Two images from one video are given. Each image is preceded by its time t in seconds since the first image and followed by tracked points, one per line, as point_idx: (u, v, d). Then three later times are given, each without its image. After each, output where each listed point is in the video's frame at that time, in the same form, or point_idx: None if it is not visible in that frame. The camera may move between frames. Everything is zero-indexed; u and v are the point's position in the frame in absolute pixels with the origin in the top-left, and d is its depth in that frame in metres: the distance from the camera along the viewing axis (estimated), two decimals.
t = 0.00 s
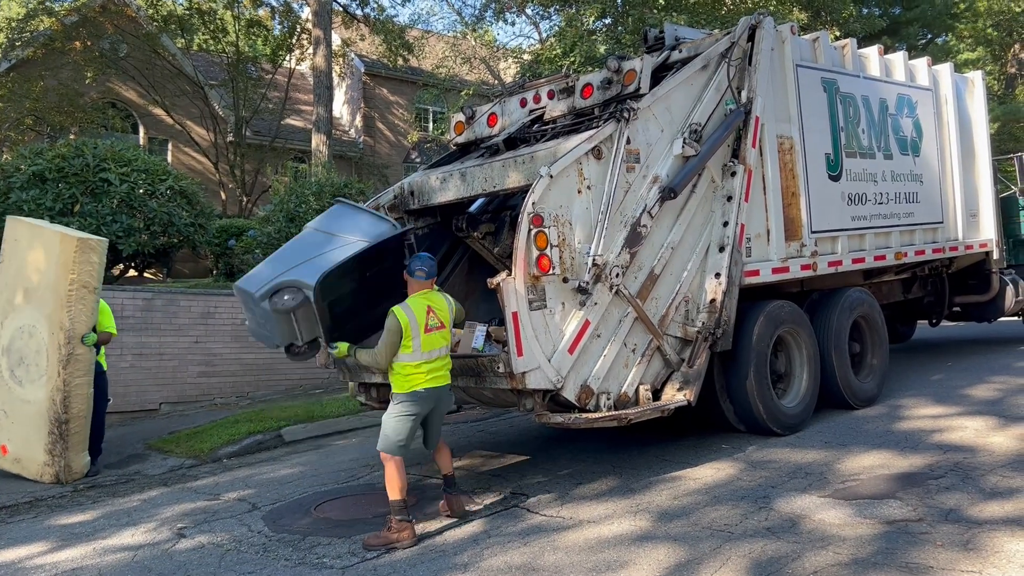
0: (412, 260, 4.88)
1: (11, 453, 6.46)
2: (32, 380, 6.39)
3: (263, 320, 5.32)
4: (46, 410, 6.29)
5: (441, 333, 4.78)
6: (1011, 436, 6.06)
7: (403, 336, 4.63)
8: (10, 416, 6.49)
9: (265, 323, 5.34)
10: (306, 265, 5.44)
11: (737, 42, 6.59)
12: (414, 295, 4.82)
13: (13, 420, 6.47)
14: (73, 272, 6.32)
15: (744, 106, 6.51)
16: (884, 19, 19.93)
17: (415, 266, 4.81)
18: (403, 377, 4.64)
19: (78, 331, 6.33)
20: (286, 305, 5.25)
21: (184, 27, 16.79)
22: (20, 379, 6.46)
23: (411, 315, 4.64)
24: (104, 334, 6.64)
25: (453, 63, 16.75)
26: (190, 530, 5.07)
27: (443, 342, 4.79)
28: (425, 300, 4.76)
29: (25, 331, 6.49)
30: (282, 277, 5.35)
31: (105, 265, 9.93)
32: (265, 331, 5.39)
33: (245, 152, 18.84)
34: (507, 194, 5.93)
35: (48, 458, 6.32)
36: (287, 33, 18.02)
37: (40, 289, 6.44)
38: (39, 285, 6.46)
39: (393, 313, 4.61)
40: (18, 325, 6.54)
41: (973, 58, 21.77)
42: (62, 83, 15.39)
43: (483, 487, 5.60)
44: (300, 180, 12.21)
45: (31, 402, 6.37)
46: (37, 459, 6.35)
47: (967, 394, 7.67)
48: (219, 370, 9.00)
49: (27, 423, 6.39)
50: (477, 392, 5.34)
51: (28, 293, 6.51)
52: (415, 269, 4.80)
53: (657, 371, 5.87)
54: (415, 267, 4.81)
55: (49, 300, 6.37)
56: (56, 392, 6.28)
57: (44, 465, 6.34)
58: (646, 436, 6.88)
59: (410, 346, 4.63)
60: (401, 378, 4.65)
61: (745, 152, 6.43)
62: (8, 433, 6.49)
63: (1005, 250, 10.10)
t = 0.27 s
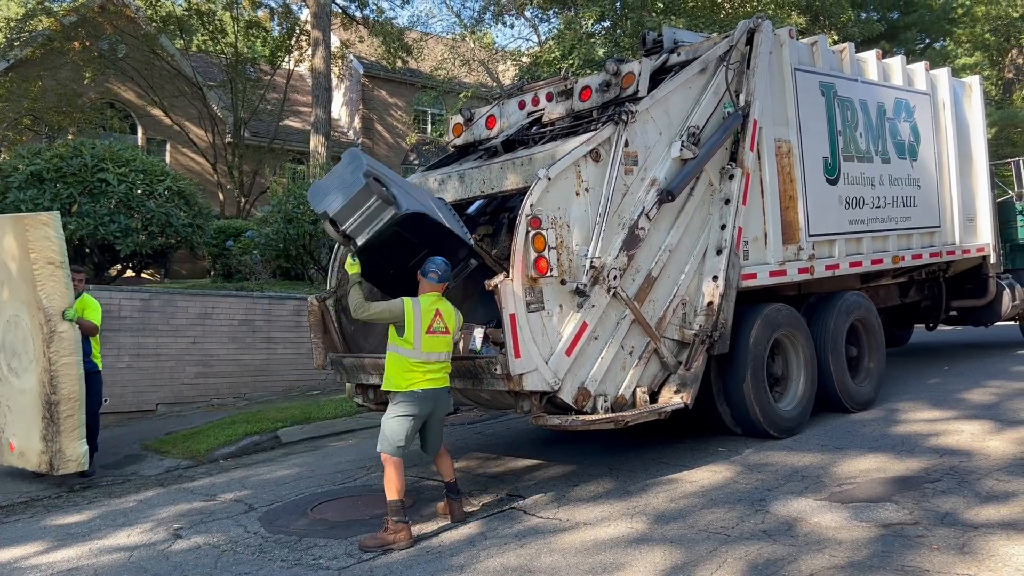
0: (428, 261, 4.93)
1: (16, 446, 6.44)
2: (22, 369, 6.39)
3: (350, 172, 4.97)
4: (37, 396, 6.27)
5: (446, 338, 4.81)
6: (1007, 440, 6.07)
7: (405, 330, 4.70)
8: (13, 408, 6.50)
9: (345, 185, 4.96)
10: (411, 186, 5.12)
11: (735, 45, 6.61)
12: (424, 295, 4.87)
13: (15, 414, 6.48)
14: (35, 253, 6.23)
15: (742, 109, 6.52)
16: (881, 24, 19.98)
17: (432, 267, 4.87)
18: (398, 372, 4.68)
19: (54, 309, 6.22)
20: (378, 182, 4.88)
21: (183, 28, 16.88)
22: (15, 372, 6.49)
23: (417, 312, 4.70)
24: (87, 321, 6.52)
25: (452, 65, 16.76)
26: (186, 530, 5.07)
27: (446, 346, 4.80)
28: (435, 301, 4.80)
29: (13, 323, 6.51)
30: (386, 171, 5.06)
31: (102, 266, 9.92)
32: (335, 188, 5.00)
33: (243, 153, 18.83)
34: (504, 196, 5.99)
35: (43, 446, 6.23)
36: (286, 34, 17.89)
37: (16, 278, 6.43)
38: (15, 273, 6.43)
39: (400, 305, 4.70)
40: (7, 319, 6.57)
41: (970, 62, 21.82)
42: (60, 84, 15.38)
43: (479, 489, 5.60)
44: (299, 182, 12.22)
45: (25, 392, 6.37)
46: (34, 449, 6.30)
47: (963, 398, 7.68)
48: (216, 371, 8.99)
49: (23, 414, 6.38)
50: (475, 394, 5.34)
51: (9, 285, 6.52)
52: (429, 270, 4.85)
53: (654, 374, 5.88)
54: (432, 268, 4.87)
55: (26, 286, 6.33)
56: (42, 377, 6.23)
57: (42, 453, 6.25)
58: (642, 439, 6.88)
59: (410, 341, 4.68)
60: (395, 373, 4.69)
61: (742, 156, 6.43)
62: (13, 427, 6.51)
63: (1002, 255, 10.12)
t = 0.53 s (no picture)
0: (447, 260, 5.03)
1: (49, 432, 5.39)
2: (35, 345, 5.46)
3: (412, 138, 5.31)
4: (59, 365, 5.30)
5: (457, 334, 4.86)
6: (1003, 446, 6.08)
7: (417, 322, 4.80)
8: (33, 397, 5.46)
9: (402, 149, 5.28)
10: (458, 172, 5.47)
11: (734, 51, 6.62)
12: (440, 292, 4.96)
13: (37, 404, 5.44)
14: (27, 223, 5.45)
15: (740, 114, 6.53)
16: (879, 30, 20.04)
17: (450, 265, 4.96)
18: (407, 363, 4.77)
19: (60, 271, 5.39)
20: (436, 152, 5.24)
21: (182, 29, 16.86)
22: (24, 356, 5.54)
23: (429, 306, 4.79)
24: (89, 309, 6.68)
25: (451, 69, 16.77)
26: (181, 533, 5.06)
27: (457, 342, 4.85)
28: (448, 298, 4.87)
29: (16, 307, 5.59)
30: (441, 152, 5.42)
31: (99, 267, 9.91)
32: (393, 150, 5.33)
33: (241, 155, 18.84)
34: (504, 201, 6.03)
35: (79, 407, 5.23)
36: (285, 37, 17.91)
37: (14, 255, 5.59)
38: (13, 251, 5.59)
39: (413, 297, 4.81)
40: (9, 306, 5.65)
41: (967, 69, 21.88)
42: (58, 85, 15.37)
43: (475, 493, 5.60)
44: (297, 184, 12.22)
45: (41, 370, 5.40)
46: (70, 417, 5.26)
47: (959, 404, 7.69)
48: (213, 374, 8.98)
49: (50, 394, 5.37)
50: (472, 397, 5.34)
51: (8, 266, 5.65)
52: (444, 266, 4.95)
53: (651, 378, 5.88)
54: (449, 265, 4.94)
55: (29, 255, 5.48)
56: (62, 342, 5.30)
57: (74, 423, 5.24)
58: (639, 443, 6.88)
59: (420, 333, 4.78)
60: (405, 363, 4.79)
61: (740, 161, 6.44)
62: (37, 415, 5.45)
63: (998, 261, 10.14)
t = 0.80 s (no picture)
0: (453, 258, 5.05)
1: (85, 389, 4.81)
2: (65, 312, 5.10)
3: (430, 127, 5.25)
4: (94, 323, 5.00)
5: (459, 334, 4.86)
6: (999, 453, 6.09)
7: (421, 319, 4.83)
8: (57, 366, 4.90)
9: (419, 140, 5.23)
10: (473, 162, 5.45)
11: (732, 57, 6.64)
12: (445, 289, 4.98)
13: (63, 373, 4.87)
14: (50, 218, 5.51)
15: (738, 121, 6.55)
16: (877, 37, 20.11)
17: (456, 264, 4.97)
18: (410, 359, 4.80)
19: (82, 250, 5.35)
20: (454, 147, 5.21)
21: (181, 32, 17.04)
22: (44, 337, 5.06)
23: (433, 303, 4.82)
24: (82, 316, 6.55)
25: (449, 74, 16.79)
26: (177, 537, 5.05)
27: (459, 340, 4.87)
28: (452, 297, 4.89)
29: (36, 292, 5.23)
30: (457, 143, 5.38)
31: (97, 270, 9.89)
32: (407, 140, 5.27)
33: (240, 158, 18.84)
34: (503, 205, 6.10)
35: (119, 354, 4.81)
36: (284, 40, 18.03)
37: (32, 254, 5.38)
38: (28, 255, 5.38)
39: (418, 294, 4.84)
40: (27, 294, 5.25)
41: (965, 77, 21.95)
42: (57, 87, 15.38)
43: (472, 498, 5.60)
44: (296, 188, 12.22)
45: (72, 333, 5.00)
46: (110, 363, 4.80)
47: (956, 411, 7.70)
48: (210, 377, 8.97)
49: (83, 351, 4.92)
50: (470, 402, 5.34)
51: (24, 266, 5.35)
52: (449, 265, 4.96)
53: (648, 384, 5.89)
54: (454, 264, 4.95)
55: (51, 248, 5.36)
56: (94, 301, 5.07)
57: (115, 373, 4.78)
58: (636, 448, 6.89)
59: (423, 330, 4.81)
60: (407, 358, 4.82)
61: (738, 167, 6.46)
62: (65, 381, 4.86)
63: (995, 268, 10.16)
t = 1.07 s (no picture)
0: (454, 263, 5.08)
1: (113, 353, 4.89)
2: (83, 293, 5.09)
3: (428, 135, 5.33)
4: (117, 297, 5.05)
5: (461, 337, 4.88)
6: (996, 461, 6.10)
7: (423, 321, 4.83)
8: (83, 343, 4.93)
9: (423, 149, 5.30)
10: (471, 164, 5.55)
11: (730, 65, 6.65)
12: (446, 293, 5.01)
13: (88, 346, 4.91)
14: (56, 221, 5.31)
15: (736, 128, 6.57)
16: (874, 45, 20.18)
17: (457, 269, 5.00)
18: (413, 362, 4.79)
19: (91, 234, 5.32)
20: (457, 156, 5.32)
21: (180, 36, 16.95)
22: (62, 319, 5.04)
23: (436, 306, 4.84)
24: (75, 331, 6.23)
25: (448, 79, 16.78)
26: (173, 542, 5.04)
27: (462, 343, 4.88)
28: (455, 301, 4.92)
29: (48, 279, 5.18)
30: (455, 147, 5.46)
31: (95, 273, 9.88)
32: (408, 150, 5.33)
33: (238, 162, 18.84)
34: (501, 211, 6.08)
35: (146, 317, 4.98)
36: (283, 44, 18.14)
37: (35, 250, 5.26)
38: (33, 254, 5.25)
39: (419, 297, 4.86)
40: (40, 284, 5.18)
41: (962, 85, 22.01)
42: (56, 90, 15.39)
43: (469, 504, 5.59)
44: (294, 192, 12.22)
45: (93, 309, 5.02)
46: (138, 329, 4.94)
47: (953, 418, 7.71)
48: (207, 381, 8.96)
49: (109, 324, 4.98)
50: (467, 408, 5.34)
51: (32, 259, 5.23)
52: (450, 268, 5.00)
53: (646, 390, 5.88)
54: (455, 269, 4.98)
55: (60, 240, 5.27)
56: (115, 275, 5.13)
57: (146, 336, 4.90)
58: (634, 455, 6.89)
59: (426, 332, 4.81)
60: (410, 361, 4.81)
61: (736, 174, 6.47)
62: (88, 354, 4.90)
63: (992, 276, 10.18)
